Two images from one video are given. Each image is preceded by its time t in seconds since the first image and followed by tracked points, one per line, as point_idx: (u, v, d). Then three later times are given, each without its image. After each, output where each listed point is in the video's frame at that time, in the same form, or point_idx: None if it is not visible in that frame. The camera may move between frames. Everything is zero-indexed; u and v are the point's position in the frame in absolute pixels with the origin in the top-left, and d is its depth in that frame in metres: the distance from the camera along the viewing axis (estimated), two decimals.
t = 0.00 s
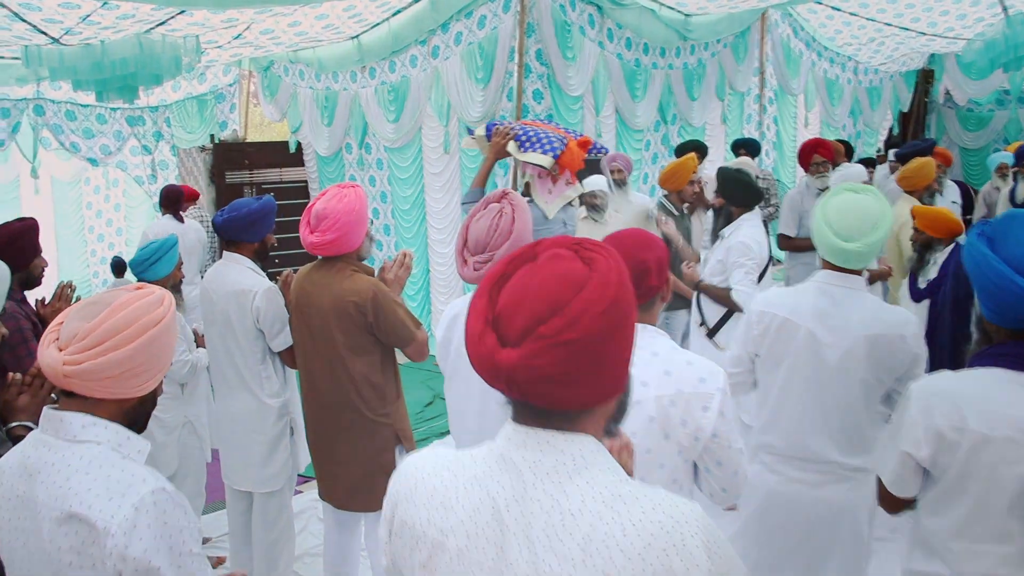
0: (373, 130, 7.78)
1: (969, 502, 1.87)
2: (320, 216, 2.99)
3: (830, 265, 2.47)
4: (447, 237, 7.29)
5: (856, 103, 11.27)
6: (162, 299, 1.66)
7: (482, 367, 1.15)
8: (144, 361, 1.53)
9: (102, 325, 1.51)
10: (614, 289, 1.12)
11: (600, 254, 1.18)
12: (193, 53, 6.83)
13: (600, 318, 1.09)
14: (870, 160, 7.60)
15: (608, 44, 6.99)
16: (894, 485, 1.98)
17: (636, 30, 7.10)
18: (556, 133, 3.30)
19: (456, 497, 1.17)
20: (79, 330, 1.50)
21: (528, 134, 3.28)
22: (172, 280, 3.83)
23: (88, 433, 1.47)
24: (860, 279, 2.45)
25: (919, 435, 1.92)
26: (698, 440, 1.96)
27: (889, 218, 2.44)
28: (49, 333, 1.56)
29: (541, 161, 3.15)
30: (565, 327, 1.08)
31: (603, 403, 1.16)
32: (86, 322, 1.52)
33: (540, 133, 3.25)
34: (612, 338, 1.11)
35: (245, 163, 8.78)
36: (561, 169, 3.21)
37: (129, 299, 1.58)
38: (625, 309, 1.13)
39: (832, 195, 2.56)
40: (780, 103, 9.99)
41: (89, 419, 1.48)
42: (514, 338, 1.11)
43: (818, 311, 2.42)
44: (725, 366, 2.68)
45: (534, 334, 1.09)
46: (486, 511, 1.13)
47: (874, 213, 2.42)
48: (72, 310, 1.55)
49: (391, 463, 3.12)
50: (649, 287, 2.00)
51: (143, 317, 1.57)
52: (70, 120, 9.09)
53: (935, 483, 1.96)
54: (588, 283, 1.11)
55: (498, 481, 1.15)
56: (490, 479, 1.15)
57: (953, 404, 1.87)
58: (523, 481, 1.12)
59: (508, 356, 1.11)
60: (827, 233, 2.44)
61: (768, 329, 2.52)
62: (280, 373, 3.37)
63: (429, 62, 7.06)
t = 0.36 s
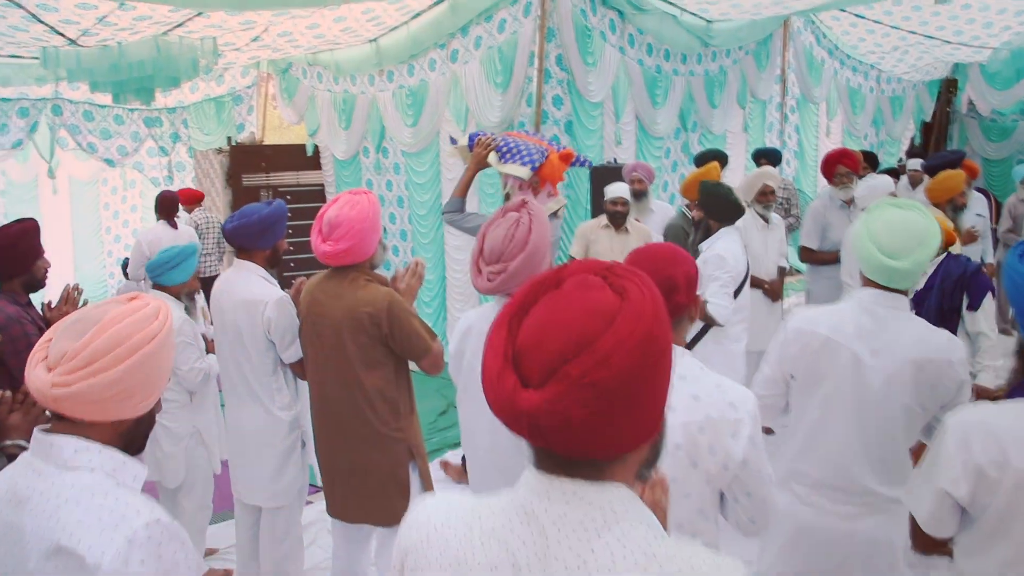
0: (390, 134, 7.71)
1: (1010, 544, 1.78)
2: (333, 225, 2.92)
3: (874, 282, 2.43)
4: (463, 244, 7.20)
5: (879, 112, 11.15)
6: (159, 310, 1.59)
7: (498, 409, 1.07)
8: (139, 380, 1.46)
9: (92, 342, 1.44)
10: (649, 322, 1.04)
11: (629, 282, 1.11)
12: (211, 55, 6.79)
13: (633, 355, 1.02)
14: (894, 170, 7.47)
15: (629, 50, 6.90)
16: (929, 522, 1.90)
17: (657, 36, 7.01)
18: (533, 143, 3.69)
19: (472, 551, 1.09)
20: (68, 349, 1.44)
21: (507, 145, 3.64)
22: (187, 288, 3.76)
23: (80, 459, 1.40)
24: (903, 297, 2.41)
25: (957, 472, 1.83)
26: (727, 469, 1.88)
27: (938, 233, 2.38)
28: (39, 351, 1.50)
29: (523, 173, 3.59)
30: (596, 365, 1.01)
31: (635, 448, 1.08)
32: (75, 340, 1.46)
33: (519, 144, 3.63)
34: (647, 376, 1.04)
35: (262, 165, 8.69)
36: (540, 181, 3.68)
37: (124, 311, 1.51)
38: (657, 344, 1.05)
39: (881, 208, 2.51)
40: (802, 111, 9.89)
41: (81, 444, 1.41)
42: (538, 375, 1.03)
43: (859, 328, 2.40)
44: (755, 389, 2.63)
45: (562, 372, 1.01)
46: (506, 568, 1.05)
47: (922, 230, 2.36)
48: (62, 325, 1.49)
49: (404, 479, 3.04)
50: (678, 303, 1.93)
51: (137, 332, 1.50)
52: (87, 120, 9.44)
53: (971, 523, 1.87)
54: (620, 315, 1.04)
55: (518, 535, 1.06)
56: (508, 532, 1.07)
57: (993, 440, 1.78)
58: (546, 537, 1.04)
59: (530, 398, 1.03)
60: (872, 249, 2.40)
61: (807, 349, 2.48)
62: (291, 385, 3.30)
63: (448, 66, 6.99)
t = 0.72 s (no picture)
0: (412, 143, 7.65)
1: None
2: (351, 237, 2.85)
3: (921, 305, 2.39)
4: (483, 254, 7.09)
5: (906, 126, 11.02)
6: (151, 324, 1.52)
7: (524, 464, 0.99)
8: (129, 406, 1.42)
9: (80, 368, 1.38)
10: (692, 367, 0.97)
11: (665, 318, 1.03)
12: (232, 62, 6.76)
13: (677, 407, 0.94)
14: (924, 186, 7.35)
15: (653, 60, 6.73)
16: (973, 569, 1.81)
17: (683, 47, 6.92)
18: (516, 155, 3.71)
19: None
20: (55, 378, 1.38)
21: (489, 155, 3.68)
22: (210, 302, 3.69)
23: (74, 491, 1.35)
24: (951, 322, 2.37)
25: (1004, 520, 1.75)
26: (764, 505, 1.82)
27: (986, 254, 2.33)
28: (25, 374, 1.45)
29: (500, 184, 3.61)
30: (639, 418, 0.93)
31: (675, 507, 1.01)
32: (62, 366, 1.40)
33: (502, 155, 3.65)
34: (692, 428, 0.96)
35: (284, 172, 8.66)
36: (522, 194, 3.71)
37: (113, 330, 1.44)
38: (701, 393, 0.98)
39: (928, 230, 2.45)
40: (829, 124, 9.77)
41: (75, 475, 1.35)
42: (571, 431, 0.95)
43: (907, 354, 2.35)
44: (791, 416, 2.54)
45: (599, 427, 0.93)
46: None
47: (972, 254, 2.31)
48: (48, 348, 1.43)
49: (422, 501, 2.96)
50: (712, 326, 1.87)
51: (128, 354, 1.44)
52: (110, 125, 9.43)
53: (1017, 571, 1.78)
54: (659, 360, 0.97)
55: None
56: None
57: None
58: None
59: (562, 455, 0.95)
60: (918, 271, 2.36)
61: (849, 373, 2.43)
62: (306, 403, 3.22)
63: (471, 75, 6.92)
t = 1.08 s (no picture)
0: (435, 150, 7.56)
1: None
2: (374, 246, 2.76)
3: (965, 323, 2.27)
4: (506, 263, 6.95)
5: (937, 137, 10.86)
6: (138, 339, 1.45)
7: (571, 525, 0.99)
8: (127, 431, 1.35)
9: (70, 398, 1.31)
10: (745, 407, 0.98)
11: (710, 352, 1.04)
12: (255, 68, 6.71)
13: (737, 455, 0.96)
14: (958, 198, 7.18)
15: (682, 69, 6.67)
16: None
17: (712, 55, 6.81)
18: (505, 160, 4.15)
19: None
20: (44, 410, 1.31)
21: (478, 161, 4.07)
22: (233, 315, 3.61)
23: (76, 523, 1.28)
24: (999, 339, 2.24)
25: None
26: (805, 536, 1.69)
27: None
28: (13, 405, 1.38)
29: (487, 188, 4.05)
30: (700, 472, 0.94)
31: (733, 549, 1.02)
32: (51, 395, 1.33)
33: (490, 159, 4.10)
34: (753, 470, 0.97)
35: (306, 178, 8.57)
36: (510, 200, 4.20)
37: (102, 353, 1.37)
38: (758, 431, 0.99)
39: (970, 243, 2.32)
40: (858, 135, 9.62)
41: (77, 505, 1.29)
42: (623, 486, 0.97)
43: (949, 371, 2.24)
44: (825, 438, 2.43)
45: (656, 481, 0.94)
46: None
47: (1018, 269, 2.18)
48: (32, 375, 1.35)
49: (444, 520, 2.84)
50: (757, 345, 1.76)
51: (119, 376, 1.36)
52: (132, 129, 9.51)
53: None
54: (712, 403, 0.98)
55: None
56: None
57: None
58: None
59: (617, 513, 0.96)
60: (961, 287, 2.23)
61: (890, 393, 2.29)
62: (325, 415, 3.13)
63: (496, 82, 6.83)
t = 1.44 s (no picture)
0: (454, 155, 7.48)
1: None
2: (396, 252, 2.68)
3: (997, 334, 2.20)
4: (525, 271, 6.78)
5: (961, 144, 10.72)
6: (135, 353, 1.38)
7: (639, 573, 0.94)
8: (132, 453, 1.29)
9: (65, 425, 1.23)
10: (829, 434, 0.92)
11: (779, 374, 0.98)
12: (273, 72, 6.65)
13: (830, 489, 0.89)
14: (986, 206, 7.05)
15: (705, 73, 6.57)
16: None
17: (735, 59, 6.71)
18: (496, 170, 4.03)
19: None
20: (40, 439, 1.24)
21: (469, 171, 3.96)
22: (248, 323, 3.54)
23: (82, 553, 1.24)
24: None
25: None
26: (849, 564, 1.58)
27: None
28: (5, 433, 1.31)
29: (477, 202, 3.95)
30: (788, 512, 0.88)
31: None
32: (45, 423, 1.25)
33: (481, 170, 3.98)
34: (846, 500, 0.91)
35: (324, 183, 8.38)
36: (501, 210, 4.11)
37: (95, 372, 1.29)
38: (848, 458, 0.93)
39: (989, 257, 2.29)
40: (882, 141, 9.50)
41: (83, 533, 1.25)
42: (698, 532, 0.92)
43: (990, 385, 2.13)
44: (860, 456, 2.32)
45: (738, 529, 0.89)
46: None
47: None
48: (21, 401, 1.28)
49: (466, 535, 2.76)
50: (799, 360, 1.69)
51: (119, 395, 1.29)
52: (149, 132, 9.62)
53: None
54: (792, 435, 0.92)
55: None
56: None
57: None
58: None
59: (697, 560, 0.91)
60: (993, 296, 2.17)
61: (929, 408, 2.19)
62: (341, 426, 3.04)
63: (517, 86, 6.75)
